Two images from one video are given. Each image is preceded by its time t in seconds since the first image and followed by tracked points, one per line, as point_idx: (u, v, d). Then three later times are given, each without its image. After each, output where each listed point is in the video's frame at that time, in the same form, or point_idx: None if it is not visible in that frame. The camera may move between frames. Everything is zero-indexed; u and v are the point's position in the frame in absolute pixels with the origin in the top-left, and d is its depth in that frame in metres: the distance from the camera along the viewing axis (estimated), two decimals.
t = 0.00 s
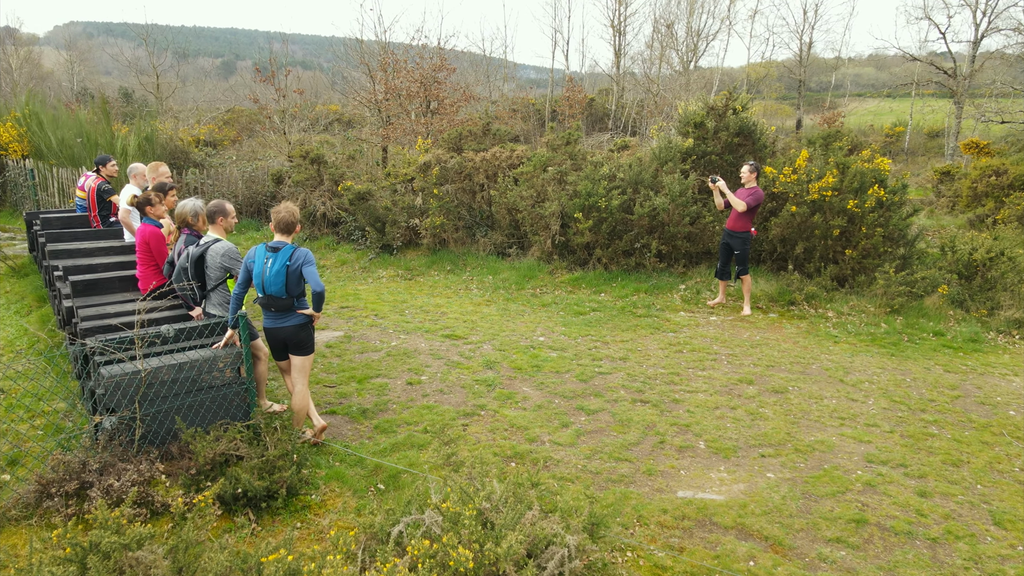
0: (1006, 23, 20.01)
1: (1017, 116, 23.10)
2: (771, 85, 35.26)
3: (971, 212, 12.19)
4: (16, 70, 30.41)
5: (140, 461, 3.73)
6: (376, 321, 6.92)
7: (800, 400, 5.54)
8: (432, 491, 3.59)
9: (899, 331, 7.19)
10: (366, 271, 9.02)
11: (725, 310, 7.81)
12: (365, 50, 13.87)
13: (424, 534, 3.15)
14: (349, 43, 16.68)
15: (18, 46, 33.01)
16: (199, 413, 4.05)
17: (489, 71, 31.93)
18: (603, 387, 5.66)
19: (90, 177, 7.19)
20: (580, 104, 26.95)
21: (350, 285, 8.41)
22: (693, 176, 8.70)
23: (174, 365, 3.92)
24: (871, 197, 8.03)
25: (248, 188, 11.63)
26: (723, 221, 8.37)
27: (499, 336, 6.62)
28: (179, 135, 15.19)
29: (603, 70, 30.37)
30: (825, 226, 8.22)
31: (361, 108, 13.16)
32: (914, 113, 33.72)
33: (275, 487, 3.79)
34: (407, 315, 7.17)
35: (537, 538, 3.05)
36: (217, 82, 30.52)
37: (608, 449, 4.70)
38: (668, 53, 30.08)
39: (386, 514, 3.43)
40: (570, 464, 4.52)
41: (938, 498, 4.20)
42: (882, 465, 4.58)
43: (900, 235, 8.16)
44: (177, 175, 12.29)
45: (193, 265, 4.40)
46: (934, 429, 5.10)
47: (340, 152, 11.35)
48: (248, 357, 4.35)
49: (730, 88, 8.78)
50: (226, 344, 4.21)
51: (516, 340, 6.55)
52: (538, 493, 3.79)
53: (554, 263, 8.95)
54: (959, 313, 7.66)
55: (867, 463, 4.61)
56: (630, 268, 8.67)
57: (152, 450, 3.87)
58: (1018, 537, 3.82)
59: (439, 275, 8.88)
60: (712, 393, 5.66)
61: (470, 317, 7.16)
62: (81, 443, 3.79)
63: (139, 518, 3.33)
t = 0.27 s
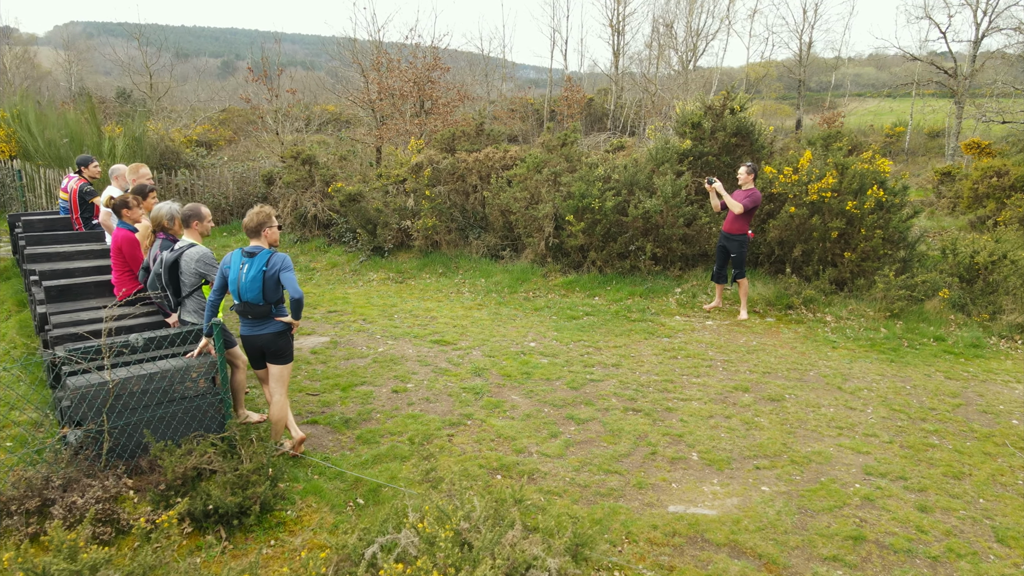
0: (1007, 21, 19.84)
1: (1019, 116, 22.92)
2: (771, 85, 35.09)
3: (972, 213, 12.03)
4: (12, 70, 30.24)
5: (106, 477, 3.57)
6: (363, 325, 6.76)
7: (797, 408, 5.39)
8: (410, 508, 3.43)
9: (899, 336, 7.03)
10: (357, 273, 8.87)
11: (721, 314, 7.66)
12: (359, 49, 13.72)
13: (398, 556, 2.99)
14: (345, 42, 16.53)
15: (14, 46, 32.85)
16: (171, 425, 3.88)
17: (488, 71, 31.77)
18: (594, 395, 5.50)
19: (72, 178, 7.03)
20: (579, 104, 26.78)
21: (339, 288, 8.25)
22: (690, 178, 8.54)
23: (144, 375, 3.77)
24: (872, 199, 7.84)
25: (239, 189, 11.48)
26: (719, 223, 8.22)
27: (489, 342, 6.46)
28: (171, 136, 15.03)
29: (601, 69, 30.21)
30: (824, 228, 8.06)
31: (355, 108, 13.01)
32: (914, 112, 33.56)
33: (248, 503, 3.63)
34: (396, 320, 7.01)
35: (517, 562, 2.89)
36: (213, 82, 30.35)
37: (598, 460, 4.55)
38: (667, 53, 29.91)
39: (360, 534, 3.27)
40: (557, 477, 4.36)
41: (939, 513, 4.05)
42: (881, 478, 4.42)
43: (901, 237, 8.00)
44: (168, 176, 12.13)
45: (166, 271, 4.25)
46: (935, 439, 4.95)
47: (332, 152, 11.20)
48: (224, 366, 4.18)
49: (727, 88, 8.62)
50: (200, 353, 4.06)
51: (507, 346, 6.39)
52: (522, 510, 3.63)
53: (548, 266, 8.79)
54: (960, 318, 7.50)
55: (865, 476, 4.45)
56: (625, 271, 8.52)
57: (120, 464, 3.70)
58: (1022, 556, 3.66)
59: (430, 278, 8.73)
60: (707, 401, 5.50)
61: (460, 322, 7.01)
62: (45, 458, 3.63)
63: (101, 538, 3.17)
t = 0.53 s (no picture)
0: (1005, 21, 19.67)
1: (1017, 117, 22.75)
2: (768, 85, 34.94)
3: (968, 215, 11.87)
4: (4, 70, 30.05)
5: (50, 496, 3.39)
6: (341, 331, 6.60)
7: (782, 419, 5.22)
8: (367, 530, 3.26)
9: (890, 342, 6.86)
10: (340, 277, 8.71)
11: (709, 319, 7.49)
12: (349, 49, 13.56)
13: None
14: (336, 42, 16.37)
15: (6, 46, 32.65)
16: (121, 441, 3.71)
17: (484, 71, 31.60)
18: (573, 404, 5.34)
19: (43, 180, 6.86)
20: (574, 104, 26.62)
21: (320, 292, 8.09)
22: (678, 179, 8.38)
23: (93, 389, 3.61)
24: (864, 201, 7.66)
25: (225, 190, 11.32)
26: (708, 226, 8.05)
27: (469, 349, 6.30)
28: (159, 136, 14.87)
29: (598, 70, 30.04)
30: (815, 231, 7.89)
31: (344, 108, 12.85)
32: (913, 113, 33.40)
33: (200, 523, 3.45)
34: (375, 325, 6.84)
35: None
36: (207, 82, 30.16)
37: (573, 475, 4.38)
38: (664, 52, 29.74)
39: (313, 557, 3.10)
40: (529, 493, 4.19)
41: (925, 532, 3.88)
42: (866, 493, 4.26)
43: (894, 241, 7.83)
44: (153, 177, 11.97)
45: (122, 278, 4.07)
46: (923, 452, 4.78)
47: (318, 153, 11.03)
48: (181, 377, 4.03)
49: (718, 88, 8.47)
50: (156, 365, 3.90)
51: (487, 353, 6.23)
52: (486, 530, 3.46)
53: (535, 270, 8.63)
54: (953, 323, 7.33)
55: (850, 491, 4.28)
56: (612, 275, 8.35)
57: (65, 482, 3.53)
58: None
59: (414, 281, 8.58)
60: (690, 411, 5.33)
61: (440, 328, 6.85)
62: None
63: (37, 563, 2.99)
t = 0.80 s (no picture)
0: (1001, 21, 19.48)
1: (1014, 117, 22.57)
2: (765, 85, 34.77)
3: (960, 217, 11.71)
4: None
5: None
6: (310, 338, 6.43)
7: (758, 430, 5.06)
8: (305, 554, 3.09)
9: (874, 349, 6.70)
10: (317, 281, 8.56)
11: (691, 325, 7.33)
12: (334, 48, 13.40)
13: None
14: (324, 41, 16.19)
15: None
16: (58, 458, 3.56)
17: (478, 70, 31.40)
18: (543, 415, 5.18)
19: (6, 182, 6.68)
20: (569, 104, 26.43)
21: (295, 297, 7.93)
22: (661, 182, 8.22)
23: (26, 404, 3.46)
24: (849, 205, 7.52)
25: (205, 192, 11.15)
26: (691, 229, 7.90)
27: (440, 356, 6.14)
28: (143, 136, 14.69)
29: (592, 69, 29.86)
30: (799, 235, 7.72)
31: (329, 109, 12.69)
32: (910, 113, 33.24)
33: (135, 545, 3.28)
34: (346, 331, 6.68)
35: None
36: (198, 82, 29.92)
37: (535, 490, 4.22)
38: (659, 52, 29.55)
39: None
40: (489, 510, 4.03)
41: (898, 552, 3.72)
42: (839, 510, 4.09)
43: (880, 245, 7.69)
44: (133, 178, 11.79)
45: (64, 287, 3.92)
46: (901, 466, 4.62)
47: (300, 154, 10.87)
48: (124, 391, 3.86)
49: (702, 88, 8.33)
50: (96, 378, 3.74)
51: (458, 361, 6.08)
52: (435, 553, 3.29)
53: (515, 273, 8.47)
54: (940, 329, 7.17)
55: (822, 508, 4.13)
56: (594, 279, 8.20)
57: None
58: None
59: (392, 286, 8.42)
60: (663, 422, 5.17)
61: (414, 334, 6.69)
62: None
63: None
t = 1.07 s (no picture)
0: (996, 21, 19.32)
1: (1009, 118, 22.41)
2: (760, 85, 34.62)
3: (949, 220, 11.56)
4: None
5: None
6: (274, 344, 6.28)
7: (726, 441, 4.91)
8: None
9: (853, 355, 6.56)
10: (290, 285, 8.41)
11: (668, 330, 7.19)
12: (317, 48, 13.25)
13: None
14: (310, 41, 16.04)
15: None
16: None
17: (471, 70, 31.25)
18: (506, 426, 5.03)
19: None
20: (562, 105, 26.25)
21: (266, 302, 7.78)
22: (640, 184, 8.07)
23: None
24: (829, 209, 7.39)
25: (183, 193, 11.00)
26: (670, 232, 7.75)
27: (406, 364, 5.99)
28: (125, 137, 14.52)
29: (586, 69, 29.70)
30: (779, 238, 7.58)
31: (311, 109, 12.53)
32: (906, 113, 33.09)
33: (56, 568, 3.11)
34: (313, 337, 6.53)
35: None
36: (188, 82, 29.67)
37: (489, 506, 4.07)
38: (653, 52, 29.38)
39: None
40: (439, 527, 3.88)
41: (861, 572, 3.56)
42: (803, 527, 3.94)
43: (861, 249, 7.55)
44: (111, 179, 11.63)
45: None
46: (871, 479, 4.47)
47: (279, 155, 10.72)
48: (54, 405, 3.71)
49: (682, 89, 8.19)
50: (26, 390, 3.59)
51: (425, 368, 5.93)
52: None
53: (492, 277, 8.33)
54: (921, 335, 7.02)
55: (785, 525, 3.97)
56: (571, 283, 8.05)
57: None
58: None
59: (366, 290, 8.28)
60: (629, 432, 5.02)
61: (382, 340, 6.55)
62: None
63: None
